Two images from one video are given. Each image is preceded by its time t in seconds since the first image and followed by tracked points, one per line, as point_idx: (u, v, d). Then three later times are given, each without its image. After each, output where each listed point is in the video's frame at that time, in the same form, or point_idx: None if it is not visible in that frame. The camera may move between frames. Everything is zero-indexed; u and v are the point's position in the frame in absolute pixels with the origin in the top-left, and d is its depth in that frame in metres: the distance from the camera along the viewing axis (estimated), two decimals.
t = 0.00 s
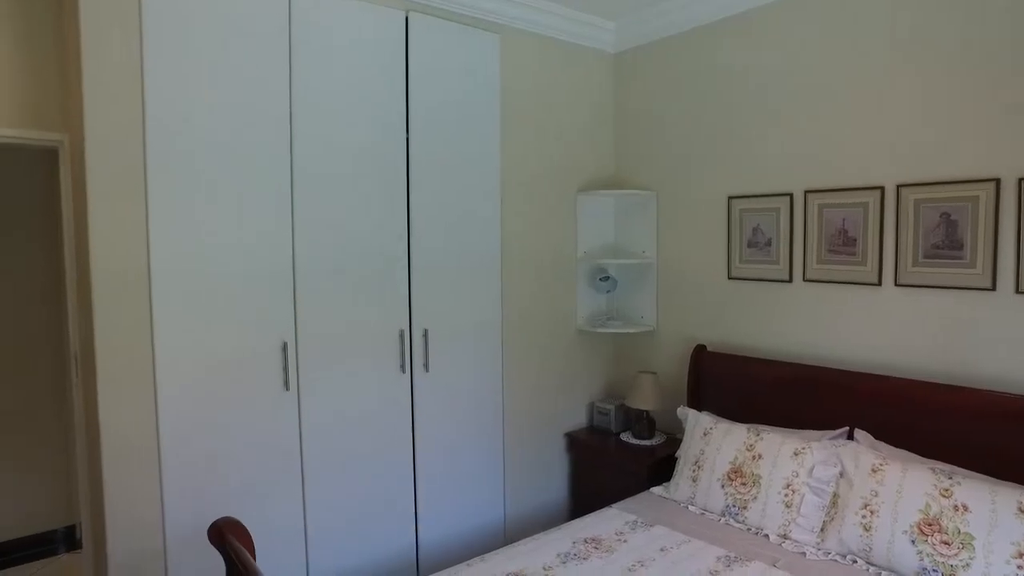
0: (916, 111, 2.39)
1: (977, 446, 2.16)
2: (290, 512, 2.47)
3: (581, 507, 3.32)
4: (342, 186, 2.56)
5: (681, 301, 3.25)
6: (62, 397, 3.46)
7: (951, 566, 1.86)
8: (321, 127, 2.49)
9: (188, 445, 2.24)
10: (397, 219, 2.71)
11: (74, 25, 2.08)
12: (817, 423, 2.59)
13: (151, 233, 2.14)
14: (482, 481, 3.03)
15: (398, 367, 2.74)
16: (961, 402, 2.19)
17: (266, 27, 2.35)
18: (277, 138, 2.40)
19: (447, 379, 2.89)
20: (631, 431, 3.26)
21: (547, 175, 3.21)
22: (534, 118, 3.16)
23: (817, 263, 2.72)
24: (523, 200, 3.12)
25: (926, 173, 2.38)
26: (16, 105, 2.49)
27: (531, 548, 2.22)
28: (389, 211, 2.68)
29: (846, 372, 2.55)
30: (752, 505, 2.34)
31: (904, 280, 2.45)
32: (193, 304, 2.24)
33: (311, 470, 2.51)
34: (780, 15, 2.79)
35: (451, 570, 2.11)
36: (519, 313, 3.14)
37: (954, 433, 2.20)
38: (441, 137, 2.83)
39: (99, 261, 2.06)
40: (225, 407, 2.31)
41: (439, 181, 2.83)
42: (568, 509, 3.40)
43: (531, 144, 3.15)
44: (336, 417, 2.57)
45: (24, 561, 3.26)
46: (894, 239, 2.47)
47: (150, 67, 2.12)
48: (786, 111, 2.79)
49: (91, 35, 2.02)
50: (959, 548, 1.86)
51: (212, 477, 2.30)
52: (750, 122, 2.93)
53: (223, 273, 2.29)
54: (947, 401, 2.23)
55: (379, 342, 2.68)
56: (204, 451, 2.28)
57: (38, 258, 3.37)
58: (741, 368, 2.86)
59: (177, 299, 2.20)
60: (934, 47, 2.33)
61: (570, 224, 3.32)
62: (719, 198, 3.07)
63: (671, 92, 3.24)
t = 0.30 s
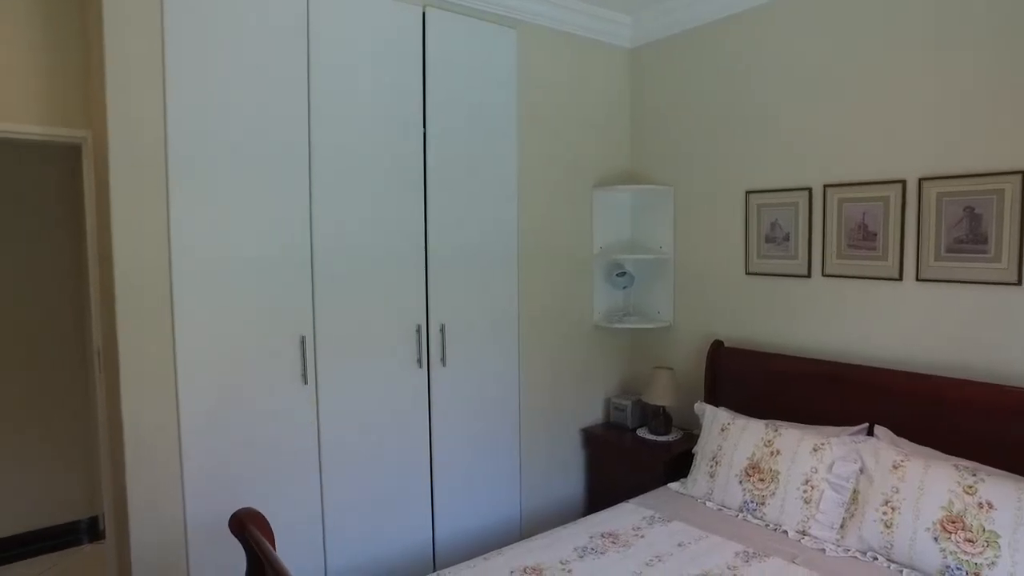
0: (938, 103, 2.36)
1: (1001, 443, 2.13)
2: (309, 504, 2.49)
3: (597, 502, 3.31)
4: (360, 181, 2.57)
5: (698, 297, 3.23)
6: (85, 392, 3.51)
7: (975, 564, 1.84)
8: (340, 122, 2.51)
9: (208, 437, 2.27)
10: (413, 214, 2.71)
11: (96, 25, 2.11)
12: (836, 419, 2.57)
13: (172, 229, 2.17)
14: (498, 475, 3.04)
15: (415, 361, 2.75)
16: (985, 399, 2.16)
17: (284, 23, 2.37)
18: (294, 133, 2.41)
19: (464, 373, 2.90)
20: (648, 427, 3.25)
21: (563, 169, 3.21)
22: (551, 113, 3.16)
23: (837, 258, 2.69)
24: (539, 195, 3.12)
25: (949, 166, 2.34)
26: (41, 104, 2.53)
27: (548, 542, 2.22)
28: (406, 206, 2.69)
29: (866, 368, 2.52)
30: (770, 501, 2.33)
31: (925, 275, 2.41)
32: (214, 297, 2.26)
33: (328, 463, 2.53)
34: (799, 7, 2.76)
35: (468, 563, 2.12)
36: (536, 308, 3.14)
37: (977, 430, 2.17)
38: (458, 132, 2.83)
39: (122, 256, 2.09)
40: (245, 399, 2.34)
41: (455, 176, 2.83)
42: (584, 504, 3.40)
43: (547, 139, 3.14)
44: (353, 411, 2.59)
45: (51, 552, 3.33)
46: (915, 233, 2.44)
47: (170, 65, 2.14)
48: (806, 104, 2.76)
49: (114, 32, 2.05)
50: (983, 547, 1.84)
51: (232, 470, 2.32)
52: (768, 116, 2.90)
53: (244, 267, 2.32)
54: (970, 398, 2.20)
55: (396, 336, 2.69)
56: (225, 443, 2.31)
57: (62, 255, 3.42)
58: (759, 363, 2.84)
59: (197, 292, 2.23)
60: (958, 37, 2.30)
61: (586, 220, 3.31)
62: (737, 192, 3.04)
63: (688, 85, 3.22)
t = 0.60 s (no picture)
0: (967, 93, 2.31)
1: None
2: (330, 495, 2.51)
3: (616, 497, 3.31)
4: (381, 174, 2.58)
5: (719, 291, 3.21)
6: (111, 383, 3.57)
7: (1005, 563, 1.81)
8: (361, 116, 2.52)
9: (232, 428, 2.30)
10: (433, 208, 2.72)
11: (124, 21, 2.14)
12: (859, 414, 2.53)
13: (197, 222, 2.20)
14: (518, 468, 3.04)
15: (435, 355, 2.76)
16: (1014, 395, 2.12)
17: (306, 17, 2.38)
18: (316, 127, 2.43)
19: (483, 367, 2.90)
20: (667, 422, 3.23)
21: (583, 163, 3.20)
22: (570, 107, 3.14)
23: (860, 252, 2.65)
24: (559, 188, 3.11)
25: (977, 157, 2.30)
26: (69, 99, 2.57)
27: (568, 535, 2.22)
28: (426, 200, 2.70)
29: (890, 363, 2.49)
30: (792, 497, 2.31)
31: (952, 268, 2.37)
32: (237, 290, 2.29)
33: (350, 454, 2.55)
34: None
35: (488, 555, 2.13)
36: (555, 302, 3.14)
37: (1006, 426, 2.13)
38: (478, 126, 2.83)
39: (149, 250, 2.12)
40: (268, 391, 2.37)
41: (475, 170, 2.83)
42: (603, 499, 3.39)
43: (567, 132, 3.13)
44: (374, 403, 2.60)
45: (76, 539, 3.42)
46: (942, 226, 2.40)
47: (195, 60, 2.17)
48: (829, 96, 2.72)
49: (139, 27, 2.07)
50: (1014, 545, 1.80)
51: (255, 460, 2.35)
52: (791, 108, 2.86)
53: (267, 260, 2.34)
54: (999, 393, 2.15)
55: (416, 329, 2.70)
56: (248, 434, 2.33)
57: (88, 249, 3.48)
58: (780, 358, 2.81)
59: (221, 285, 2.25)
60: (988, 26, 2.25)
61: (606, 214, 3.30)
62: (758, 186, 3.01)
63: (709, 78, 3.19)
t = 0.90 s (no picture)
0: (993, 85, 2.27)
1: None
2: (348, 487, 2.53)
3: (633, 493, 3.29)
4: (399, 169, 2.59)
5: (737, 287, 3.18)
6: (132, 377, 3.61)
7: None
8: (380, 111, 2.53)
9: (252, 419, 2.32)
10: (450, 202, 2.72)
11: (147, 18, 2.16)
12: (880, 410, 2.50)
13: (217, 216, 2.22)
14: (535, 462, 3.04)
15: (452, 349, 2.77)
16: None
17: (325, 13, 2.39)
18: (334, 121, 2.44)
19: (501, 361, 2.90)
20: (685, 418, 3.22)
21: (600, 158, 3.18)
22: (588, 101, 3.13)
23: (881, 246, 2.61)
24: (576, 183, 3.10)
25: (1004, 150, 2.26)
26: (91, 96, 2.60)
27: (586, 529, 2.22)
28: (445, 195, 2.71)
29: (912, 358, 2.45)
30: (812, 493, 2.29)
31: (977, 262, 2.34)
32: (257, 283, 2.31)
33: (367, 447, 2.57)
34: None
35: (505, 547, 2.13)
36: (572, 297, 3.13)
37: None
38: (495, 120, 2.83)
39: (170, 244, 2.15)
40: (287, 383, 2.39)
41: (491, 165, 2.83)
42: (620, 494, 3.38)
43: (584, 127, 3.12)
44: (392, 397, 2.61)
45: (97, 530, 3.49)
46: (966, 220, 2.36)
47: (215, 56, 2.19)
48: (851, 88, 2.69)
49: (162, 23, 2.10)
50: None
51: (274, 452, 2.37)
52: (811, 101, 2.83)
53: (286, 253, 2.36)
54: None
55: (434, 323, 2.71)
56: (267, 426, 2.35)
57: (110, 245, 3.53)
58: (799, 354, 2.78)
59: (241, 279, 2.27)
60: (1015, 16, 2.21)
61: (623, 209, 3.28)
62: (778, 180, 2.98)
63: (728, 71, 3.16)
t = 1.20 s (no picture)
0: None
1: None
2: (372, 475, 2.55)
3: (655, 485, 3.28)
4: (422, 160, 2.59)
5: (761, 279, 3.15)
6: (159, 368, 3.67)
7: None
8: (402, 102, 2.54)
9: (278, 408, 2.35)
10: (473, 194, 2.72)
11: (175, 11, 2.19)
12: (908, 404, 2.46)
13: (243, 206, 2.24)
14: (557, 453, 3.04)
15: (475, 340, 2.77)
16: None
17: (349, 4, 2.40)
18: (358, 112, 2.45)
19: (523, 353, 2.90)
20: (708, 411, 3.19)
21: (623, 149, 3.16)
22: (611, 92, 3.11)
23: (910, 237, 2.56)
24: (599, 174, 3.09)
25: None
26: (119, 90, 2.64)
27: (609, 520, 2.21)
28: (468, 186, 2.71)
29: (942, 351, 2.41)
30: (838, 487, 2.26)
31: (1011, 253, 2.28)
32: (283, 273, 2.33)
33: (390, 437, 2.58)
34: None
35: (529, 538, 2.14)
36: (595, 288, 3.11)
37: None
38: (517, 111, 2.82)
39: (197, 233, 2.17)
40: (312, 372, 2.41)
41: (514, 156, 2.82)
42: (642, 487, 3.37)
43: (606, 118, 3.10)
44: (415, 387, 2.63)
45: (126, 516, 3.57)
46: (1001, 209, 2.31)
47: (241, 49, 2.21)
48: (881, 75, 2.63)
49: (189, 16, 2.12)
50: None
51: (299, 440, 2.40)
52: (838, 89, 2.78)
53: (311, 243, 2.38)
54: None
55: (457, 314, 2.71)
56: (293, 414, 2.38)
57: (139, 238, 3.58)
58: (825, 347, 2.75)
59: (267, 269, 2.30)
60: None
61: (646, 200, 3.26)
62: (803, 170, 2.94)
63: (753, 60, 3.11)
